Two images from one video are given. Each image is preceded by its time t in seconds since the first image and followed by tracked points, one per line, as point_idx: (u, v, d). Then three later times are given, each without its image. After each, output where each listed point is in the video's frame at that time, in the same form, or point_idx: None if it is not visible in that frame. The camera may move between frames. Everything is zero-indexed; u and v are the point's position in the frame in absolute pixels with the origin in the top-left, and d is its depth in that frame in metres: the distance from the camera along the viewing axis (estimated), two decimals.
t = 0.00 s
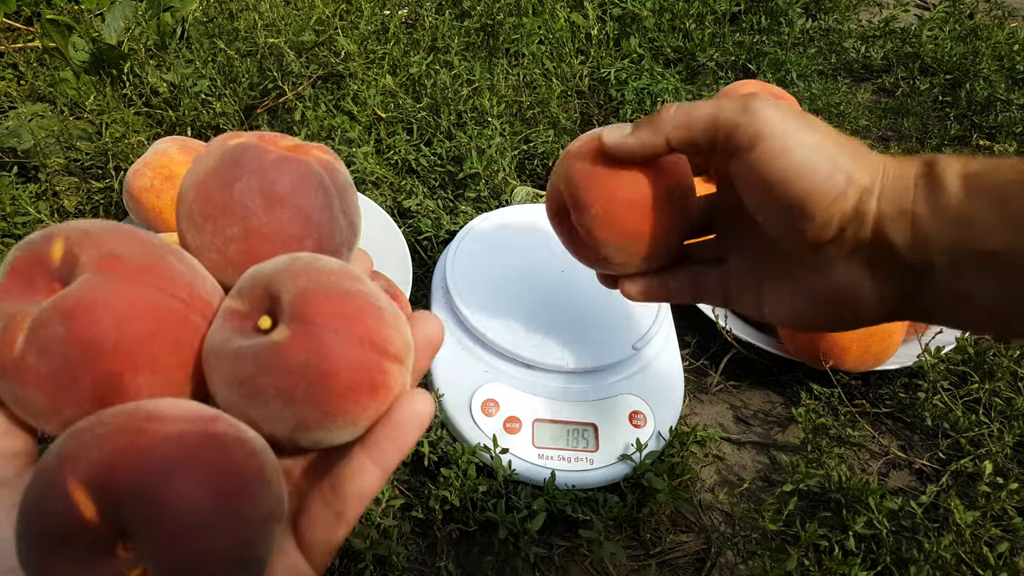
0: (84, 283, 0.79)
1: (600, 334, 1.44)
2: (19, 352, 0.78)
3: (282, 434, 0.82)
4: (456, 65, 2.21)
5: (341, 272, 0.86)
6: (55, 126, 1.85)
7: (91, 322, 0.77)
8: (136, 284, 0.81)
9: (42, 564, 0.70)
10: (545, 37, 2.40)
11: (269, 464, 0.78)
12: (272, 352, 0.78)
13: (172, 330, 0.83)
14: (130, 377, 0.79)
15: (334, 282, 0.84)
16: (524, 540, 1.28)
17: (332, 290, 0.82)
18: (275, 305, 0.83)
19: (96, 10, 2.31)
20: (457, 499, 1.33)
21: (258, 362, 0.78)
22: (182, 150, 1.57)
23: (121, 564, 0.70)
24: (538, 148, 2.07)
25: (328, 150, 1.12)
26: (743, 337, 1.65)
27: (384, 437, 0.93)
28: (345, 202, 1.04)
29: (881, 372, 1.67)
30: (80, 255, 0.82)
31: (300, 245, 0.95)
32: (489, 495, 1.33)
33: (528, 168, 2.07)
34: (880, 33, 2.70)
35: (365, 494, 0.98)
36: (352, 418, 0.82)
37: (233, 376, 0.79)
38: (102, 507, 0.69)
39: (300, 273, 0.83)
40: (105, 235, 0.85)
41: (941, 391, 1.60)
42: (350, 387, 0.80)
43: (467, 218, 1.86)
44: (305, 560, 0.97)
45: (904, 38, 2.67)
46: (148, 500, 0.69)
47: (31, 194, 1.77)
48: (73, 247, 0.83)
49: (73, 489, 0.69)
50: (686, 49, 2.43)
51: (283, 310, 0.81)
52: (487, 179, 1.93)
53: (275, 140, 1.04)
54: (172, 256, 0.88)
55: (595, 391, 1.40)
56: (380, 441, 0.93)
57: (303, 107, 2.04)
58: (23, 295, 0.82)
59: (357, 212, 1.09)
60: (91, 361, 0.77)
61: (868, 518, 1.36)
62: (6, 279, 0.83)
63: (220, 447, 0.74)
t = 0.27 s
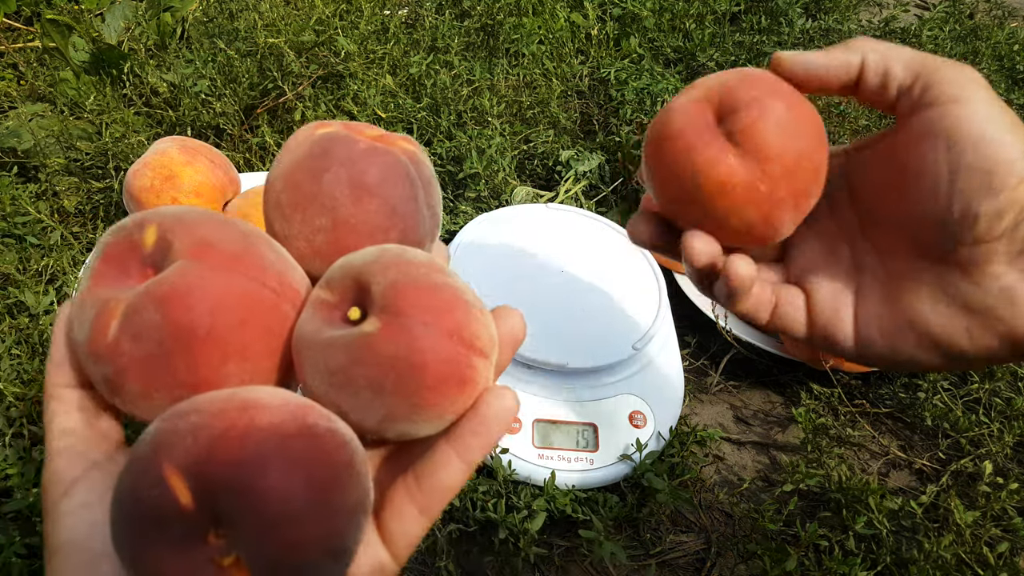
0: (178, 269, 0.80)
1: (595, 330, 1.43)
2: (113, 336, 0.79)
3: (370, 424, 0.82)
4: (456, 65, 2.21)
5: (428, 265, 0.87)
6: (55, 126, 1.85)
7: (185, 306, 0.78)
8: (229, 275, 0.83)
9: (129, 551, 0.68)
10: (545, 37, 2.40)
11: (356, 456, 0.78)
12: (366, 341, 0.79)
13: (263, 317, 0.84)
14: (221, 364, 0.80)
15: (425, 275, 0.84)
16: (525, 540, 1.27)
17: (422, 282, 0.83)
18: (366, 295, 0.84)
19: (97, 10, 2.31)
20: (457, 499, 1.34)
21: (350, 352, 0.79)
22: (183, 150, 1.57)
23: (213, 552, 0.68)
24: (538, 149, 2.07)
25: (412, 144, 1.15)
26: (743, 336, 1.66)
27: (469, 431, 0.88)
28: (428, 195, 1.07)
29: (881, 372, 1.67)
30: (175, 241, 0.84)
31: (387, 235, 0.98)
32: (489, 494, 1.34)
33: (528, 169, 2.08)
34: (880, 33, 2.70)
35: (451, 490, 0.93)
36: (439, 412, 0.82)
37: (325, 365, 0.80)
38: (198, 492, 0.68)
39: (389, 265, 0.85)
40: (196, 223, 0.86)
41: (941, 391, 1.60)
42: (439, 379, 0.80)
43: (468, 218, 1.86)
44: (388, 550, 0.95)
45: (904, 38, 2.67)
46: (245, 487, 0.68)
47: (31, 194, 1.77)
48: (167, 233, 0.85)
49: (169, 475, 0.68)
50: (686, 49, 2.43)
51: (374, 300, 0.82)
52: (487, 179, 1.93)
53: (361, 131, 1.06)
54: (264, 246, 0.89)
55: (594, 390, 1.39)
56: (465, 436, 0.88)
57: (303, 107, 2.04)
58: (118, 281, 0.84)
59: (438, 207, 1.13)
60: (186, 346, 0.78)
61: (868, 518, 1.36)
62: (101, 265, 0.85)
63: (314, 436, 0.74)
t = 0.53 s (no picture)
0: (258, 256, 0.83)
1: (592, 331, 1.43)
2: (193, 319, 0.82)
3: (440, 410, 0.84)
4: (456, 65, 2.21)
5: (500, 257, 0.88)
6: (55, 126, 1.85)
7: (265, 293, 0.81)
8: (307, 263, 0.85)
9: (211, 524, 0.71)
10: (545, 37, 2.40)
11: (429, 443, 0.80)
12: (442, 329, 0.80)
13: (337, 305, 0.86)
14: (300, 349, 0.83)
15: (497, 266, 0.85)
16: (525, 540, 1.28)
17: (496, 273, 0.84)
18: (440, 285, 0.86)
19: (96, 10, 2.31)
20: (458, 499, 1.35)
21: (424, 340, 0.81)
22: (183, 150, 1.58)
23: (290, 532, 0.71)
24: (538, 148, 2.07)
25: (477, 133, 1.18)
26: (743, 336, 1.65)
27: (537, 422, 0.92)
28: (494, 185, 1.10)
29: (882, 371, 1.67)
30: (254, 228, 0.86)
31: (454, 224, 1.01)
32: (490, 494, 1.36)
33: (528, 169, 2.08)
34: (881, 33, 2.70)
35: (514, 477, 0.98)
36: (507, 402, 0.83)
37: (399, 351, 0.83)
38: (280, 472, 0.71)
39: (462, 255, 0.86)
40: (273, 212, 0.89)
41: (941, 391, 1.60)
42: (508, 369, 0.81)
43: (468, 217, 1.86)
44: (452, 533, 1.01)
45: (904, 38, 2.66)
46: (325, 469, 0.71)
47: (31, 194, 1.77)
48: (246, 220, 0.87)
49: (254, 455, 0.72)
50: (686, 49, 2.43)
51: (449, 290, 0.84)
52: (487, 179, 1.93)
53: (429, 123, 1.09)
54: (338, 235, 0.92)
55: (593, 390, 1.39)
56: (533, 427, 0.93)
57: (303, 107, 2.04)
58: (194, 265, 0.86)
59: (502, 198, 1.15)
60: (266, 332, 0.81)
61: (868, 518, 1.37)
62: (178, 249, 0.88)
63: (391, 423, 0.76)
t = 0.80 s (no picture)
0: (291, 289, 0.86)
1: (589, 336, 1.42)
2: (224, 346, 0.85)
3: (458, 446, 0.86)
4: (456, 65, 2.21)
5: (522, 299, 0.91)
6: (55, 126, 1.85)
7: (295, 326, 0.84)
8: (337, 297, 0.88)
9: (236, 549, 0.75)
10: (545, 37, 2.40)
11: (447, 477, 0.83)
12: (461, 370, 0.83)
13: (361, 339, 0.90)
14: (323, 380, 0.87)
15: (519, 309, 0.88)
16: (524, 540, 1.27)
17: (518, 316, 0.87)
18: (462, 325, 0.89)
19: (96, 10, 2.31)
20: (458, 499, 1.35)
21: (446, 378, 0.84)
22: (183, 150, 1.58)
23: (311, 558, 0.75)
24: (538, 148, 2.07)
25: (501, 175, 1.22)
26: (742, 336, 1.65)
27: (547, 462, 0.94)
28: (514, 227, 1.14)
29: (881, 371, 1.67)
30: (287, 259, 0.90)
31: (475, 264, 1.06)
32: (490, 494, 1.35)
33: (528, 168, 2.08)
34: (881, 33, 2.70)
35: (521, 518, 0.98)
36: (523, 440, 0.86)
37: (421, 388, 0.85)
38: (306, 502, 0.75)
39: (486, 296, 0.89)
40: (306, 245, 0.92)
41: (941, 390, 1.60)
42: (526, 409, 0.84)
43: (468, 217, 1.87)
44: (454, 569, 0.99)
45: (904, 38, 2.66)
46: (349, 502, 0.74)
47: (30, 194, 1.77)
48: (281, 252, 0.91)
49: (283, 484, 0.75)
50: (686, 49, 2.44)
51: (471, 332, 0.87)
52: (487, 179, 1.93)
53: (456, 164, 1.13)
54: (365, 269, 0.95)
55: (593, 390, 1.40)
56: (543, 467, 0.95)
57: (303, 107, 2.04)
58: (226, 292, 0.89)
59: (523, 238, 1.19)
60: (295, 362, 0.85)
61: (868, 518, 1.37)
62: (212, 274, 0.90)
63: (412, 457, 0.79)
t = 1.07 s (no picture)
0: (326, 338, 0.85)
1: (589, 337, 1.44)
2: (260, 391, 0.84)
3: (479, 498, 0.85)
4: (456, 65, 2.21)
5: (546, 356, 0.91)
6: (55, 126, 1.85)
7: (329, 374, 0.83)
8: (370, 346, 0.88)
9: None
10: (545, 37, 2.40)
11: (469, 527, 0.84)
12: (488, 426, 0.82)
13: (392, 390, 0.88)
14: (348, 432, 0.85)
15: (543, 368, 0.88)
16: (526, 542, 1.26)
17: (542, 376, 0.87)
18: (486, 379, 0.88)
19: (96, 10, 2.31)
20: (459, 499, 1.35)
21: (472, 433, 0.82)
22: (182, 149, 1.58)
23: None
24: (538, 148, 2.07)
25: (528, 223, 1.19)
26: (743, 336, 1.65)
27: (567, 518, 0.93)
28: (538, 283, 1.12)
29: (882, 371, 1.67)
30: (323, 307, 0.89)
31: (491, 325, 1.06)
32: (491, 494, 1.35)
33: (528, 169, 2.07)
34: (880, 33, 2.70)
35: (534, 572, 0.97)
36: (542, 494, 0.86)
37: (445, 442, 0.84)
38: (336, 551, 0.76)
39: (510, 354, 0.89)
40: (344, 295, 0.91)
41: (941, 391, 1.59)
42: (549, 466, 0.84)
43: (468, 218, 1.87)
44: None
45: (904, 38, 2.66)
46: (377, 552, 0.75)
47: (31, 194, 1.77)
48: (318, 299, 0.90)
49: (315, 531, 0.76)
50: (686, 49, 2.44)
51: (496, 390, 0.86)
52: (487, 180, 1.93)
53: (483, 219, 1.10)
54: (395, 319, 0.94)
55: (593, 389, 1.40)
56: (563, 522, 0.93)
57: (303, 107, 2.04)
58: (263, 336, 0.88)
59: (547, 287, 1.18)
60: (326, 412, 0.83)
61: (868, 517, 1.37)
62: (249, 319, 0.90)
63: (440, 509, 0.80)
